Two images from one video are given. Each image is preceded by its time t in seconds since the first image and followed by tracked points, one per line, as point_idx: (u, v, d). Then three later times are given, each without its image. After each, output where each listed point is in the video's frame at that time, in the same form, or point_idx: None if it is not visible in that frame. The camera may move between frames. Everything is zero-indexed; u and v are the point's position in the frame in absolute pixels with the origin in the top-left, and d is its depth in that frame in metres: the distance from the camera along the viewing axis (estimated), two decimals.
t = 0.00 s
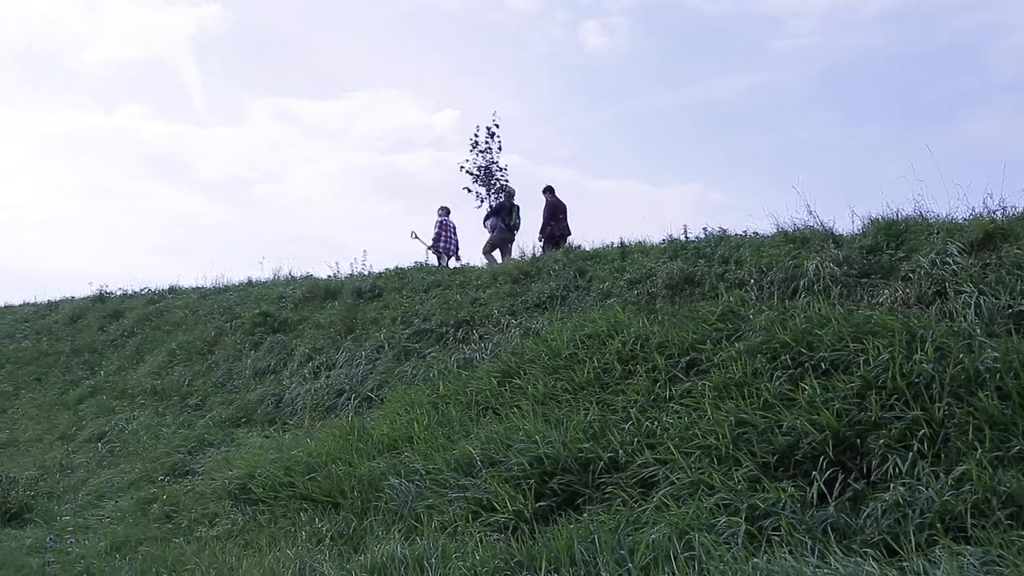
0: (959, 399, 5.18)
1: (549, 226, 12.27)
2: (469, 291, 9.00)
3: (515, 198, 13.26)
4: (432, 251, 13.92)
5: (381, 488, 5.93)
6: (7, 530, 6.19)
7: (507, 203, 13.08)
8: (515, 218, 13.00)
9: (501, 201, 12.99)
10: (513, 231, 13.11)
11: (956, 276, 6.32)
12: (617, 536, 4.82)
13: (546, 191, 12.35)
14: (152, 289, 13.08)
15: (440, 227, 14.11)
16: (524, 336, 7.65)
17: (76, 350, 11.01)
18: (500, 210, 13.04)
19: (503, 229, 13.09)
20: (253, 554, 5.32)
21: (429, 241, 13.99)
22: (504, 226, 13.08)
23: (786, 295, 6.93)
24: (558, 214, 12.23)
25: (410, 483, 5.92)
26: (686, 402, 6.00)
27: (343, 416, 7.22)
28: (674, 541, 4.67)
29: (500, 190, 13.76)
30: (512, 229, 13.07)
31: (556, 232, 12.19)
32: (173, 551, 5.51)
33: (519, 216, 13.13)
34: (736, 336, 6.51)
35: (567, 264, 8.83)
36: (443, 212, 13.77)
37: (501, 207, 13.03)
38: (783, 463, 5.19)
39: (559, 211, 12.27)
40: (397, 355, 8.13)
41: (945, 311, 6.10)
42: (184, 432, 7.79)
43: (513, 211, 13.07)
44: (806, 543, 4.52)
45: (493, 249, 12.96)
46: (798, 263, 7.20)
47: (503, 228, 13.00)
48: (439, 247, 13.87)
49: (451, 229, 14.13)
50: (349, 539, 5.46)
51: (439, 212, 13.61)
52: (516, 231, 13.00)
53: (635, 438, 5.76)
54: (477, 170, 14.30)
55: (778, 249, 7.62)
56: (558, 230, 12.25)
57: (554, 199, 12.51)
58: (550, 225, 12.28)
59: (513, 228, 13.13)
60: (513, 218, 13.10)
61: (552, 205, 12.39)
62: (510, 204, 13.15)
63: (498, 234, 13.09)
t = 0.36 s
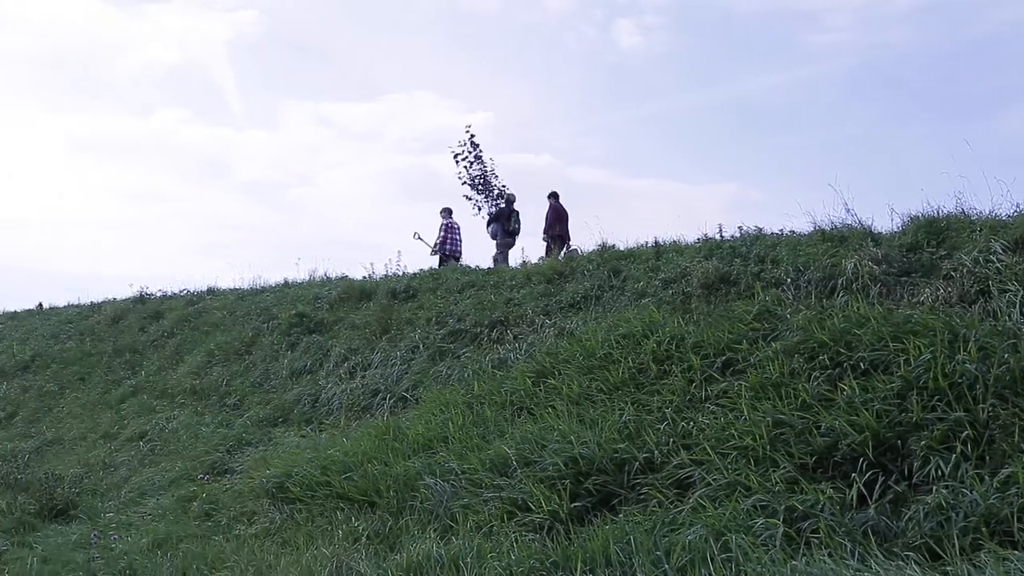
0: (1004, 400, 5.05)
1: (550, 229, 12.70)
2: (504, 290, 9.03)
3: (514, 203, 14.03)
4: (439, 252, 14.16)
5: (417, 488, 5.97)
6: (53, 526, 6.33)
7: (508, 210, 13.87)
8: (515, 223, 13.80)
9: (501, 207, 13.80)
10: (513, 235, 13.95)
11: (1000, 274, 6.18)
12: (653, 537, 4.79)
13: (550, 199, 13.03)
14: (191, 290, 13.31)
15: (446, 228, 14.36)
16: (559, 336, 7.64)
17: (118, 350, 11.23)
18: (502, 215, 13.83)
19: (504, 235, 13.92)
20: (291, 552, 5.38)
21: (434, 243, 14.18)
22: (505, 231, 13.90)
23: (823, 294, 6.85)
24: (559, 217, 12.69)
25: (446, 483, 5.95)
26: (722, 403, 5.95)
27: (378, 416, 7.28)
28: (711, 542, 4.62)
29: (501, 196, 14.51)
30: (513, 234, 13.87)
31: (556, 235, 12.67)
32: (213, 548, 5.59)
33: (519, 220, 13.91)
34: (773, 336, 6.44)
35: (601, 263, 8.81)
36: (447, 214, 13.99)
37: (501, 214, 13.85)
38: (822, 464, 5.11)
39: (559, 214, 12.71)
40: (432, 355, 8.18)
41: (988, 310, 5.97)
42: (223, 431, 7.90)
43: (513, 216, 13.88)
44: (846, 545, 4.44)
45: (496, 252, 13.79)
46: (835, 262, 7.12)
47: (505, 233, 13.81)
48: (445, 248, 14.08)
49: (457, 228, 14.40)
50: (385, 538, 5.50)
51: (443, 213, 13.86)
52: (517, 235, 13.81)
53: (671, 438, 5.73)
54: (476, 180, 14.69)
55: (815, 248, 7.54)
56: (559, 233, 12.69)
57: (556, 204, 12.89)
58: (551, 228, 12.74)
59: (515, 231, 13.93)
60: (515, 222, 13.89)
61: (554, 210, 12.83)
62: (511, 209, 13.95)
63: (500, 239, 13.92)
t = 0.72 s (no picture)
0: None
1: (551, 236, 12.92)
2: (534, 291, 9.03)
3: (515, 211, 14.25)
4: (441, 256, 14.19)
5: (448, 488, 5.99)
6: (92, 523, 6.45)
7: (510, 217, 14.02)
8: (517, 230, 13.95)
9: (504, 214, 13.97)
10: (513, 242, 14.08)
11: None
12: (685, 538, 4.76)
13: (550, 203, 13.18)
14: (224, 291, 13.50)
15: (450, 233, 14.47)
16: (589, 336, 7.64)
17: (153, 350, 11.41)
18: (504, 222, 13.97)
19: (505, 241, 14.04)
20: (324, 550, 5.43)
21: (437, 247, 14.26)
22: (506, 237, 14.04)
23: (857, 293, 6.77)
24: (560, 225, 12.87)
25: (477, 482, 5.97)
26: (754, 403, 5.90)
27: (409, 416, 7.32)
28: (744, 544, 4.57)
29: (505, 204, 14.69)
30: (513, 240, 14.00)
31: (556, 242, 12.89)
32: (247, 546, 5.66)
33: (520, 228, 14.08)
34: (806, 336, 6.38)
35: (632, 262, 8.78)
36: (450, 218, 14.10)
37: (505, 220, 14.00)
38: (856, 465, 5.03)
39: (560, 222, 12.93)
40: (463, 356, 8.21)
41: None
42: (256, 430, 8.00)
43: (515, 224, 14.04)
44: (882, 547, 4.35)
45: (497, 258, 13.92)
46: (870, 261, 7.04)
47: (505, 239, 13.94)
48: (448, 252, 14.14)
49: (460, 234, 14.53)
50: (416, 537, 5.53)
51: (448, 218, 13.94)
52: (517, 242, 13.95)
53: (703, 439, 5.69)
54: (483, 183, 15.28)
55: (849, 247, 7.46)
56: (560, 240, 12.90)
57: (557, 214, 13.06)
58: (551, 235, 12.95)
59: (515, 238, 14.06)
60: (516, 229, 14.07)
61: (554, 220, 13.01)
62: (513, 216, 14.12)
63: (501, 245, 14.04)
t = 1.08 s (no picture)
0: None
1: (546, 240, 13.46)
2: (560, 290, 9.03)
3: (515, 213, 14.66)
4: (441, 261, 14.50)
5: (476, 488, 6.01)
6: (125, 521, 6.55)
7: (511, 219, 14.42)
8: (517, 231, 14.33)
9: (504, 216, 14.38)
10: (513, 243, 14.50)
11: None
12: (713, 539, 4.73)
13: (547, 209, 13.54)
14: (252, 291, 13.65)
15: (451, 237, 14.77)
16: (616, 336, 7.62)
17: (184, 350, 11.57)
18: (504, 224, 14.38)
19: (505, 242, 14.45)
20: (353, 549, 5.47)
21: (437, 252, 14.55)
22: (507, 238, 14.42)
23: (889, 292, 6.68)
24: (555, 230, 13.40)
25: (504, 482, 5.98)
26: (783, 404, 5.85)
27: (437, 416, 7.35)
28: (773, 545, 4.52)
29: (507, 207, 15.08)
30: (514, 241, 14.39)
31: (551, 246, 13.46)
32: (277, 544, 5.72)
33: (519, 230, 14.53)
34: (836, 336, 6.32)
35: (659, 262, 8.75)
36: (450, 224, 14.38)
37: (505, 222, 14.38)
38: (888, 467, 4.95)
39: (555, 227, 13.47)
40: (489, 355, 8.22)
41: None
42: (285, 430, 8.08)
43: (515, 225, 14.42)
44: (915, 550, 4.26)
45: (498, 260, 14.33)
46: (901, 259, 6.96)
47: (507, 240, 14.35)
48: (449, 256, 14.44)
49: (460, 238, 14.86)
50: (444, 537, 5.55)
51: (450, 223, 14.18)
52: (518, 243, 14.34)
53: (731, 440, 5.65)
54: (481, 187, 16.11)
55: (880, 245, 7.38)
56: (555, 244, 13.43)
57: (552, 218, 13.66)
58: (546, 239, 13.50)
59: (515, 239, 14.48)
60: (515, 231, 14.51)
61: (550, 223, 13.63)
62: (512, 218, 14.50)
63: (503, 246, 14.44)
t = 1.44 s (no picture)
0: None
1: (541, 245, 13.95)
2: (585, 290, 9.03)
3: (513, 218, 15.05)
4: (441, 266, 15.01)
5: (501, 487, 6.02)
6: (154, 519, 6.64)
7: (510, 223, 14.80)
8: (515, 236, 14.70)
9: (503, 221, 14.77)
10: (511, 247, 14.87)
11: None
12: (740, 540, 4.69)
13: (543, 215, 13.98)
14: (278, 292, 13.79)
15: (451, 242, 15.17)
16: (641, 336, 7.60)
17: (211, 350, 11.70)
18: (501, 229, 14.80)
19: (504, 246, 14.81)
20: (378, 548, 5.50)
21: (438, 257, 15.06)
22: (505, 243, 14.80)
23: (917, 291, 6.60)
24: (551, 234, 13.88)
25: (529, 482, 5.98)
26: (810, 404, 5.80)
27: (461, 416, 7.38)
28: (801, 547, 4.47)
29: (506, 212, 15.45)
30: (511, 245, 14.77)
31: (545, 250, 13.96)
32: (303, 543, 5.77)
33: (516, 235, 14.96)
34: (864, 335, 6.26)
35: (683, 262, 8.72)
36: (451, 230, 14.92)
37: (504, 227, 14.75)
38: (917, 468, 4.88)
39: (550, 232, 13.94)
40: (514, 355, 8.24)
41: None
42: (311, 429, 8.15)
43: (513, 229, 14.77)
44: (946, 553, 4.19)
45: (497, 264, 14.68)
46: (930, 258, 6.88)
47: (505, 245, 14.71)
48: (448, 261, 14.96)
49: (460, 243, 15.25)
50: (469, 536, 5.57)
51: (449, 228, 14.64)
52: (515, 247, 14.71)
53: (757, 440, 5.61)
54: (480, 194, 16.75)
55: (908, 244, 7.30)
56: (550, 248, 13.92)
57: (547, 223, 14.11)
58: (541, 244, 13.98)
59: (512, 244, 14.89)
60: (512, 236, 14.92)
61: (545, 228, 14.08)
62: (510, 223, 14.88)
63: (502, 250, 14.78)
